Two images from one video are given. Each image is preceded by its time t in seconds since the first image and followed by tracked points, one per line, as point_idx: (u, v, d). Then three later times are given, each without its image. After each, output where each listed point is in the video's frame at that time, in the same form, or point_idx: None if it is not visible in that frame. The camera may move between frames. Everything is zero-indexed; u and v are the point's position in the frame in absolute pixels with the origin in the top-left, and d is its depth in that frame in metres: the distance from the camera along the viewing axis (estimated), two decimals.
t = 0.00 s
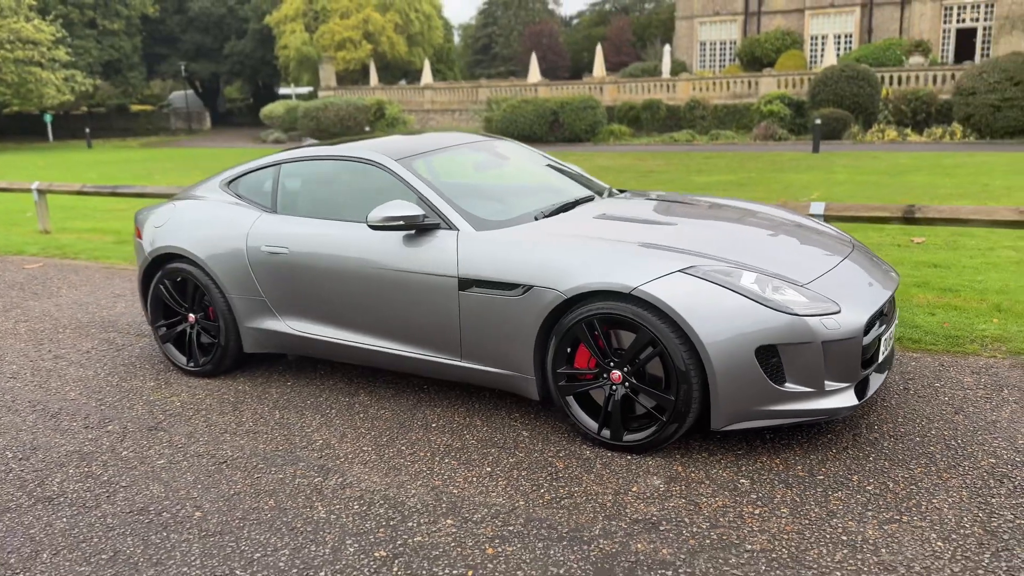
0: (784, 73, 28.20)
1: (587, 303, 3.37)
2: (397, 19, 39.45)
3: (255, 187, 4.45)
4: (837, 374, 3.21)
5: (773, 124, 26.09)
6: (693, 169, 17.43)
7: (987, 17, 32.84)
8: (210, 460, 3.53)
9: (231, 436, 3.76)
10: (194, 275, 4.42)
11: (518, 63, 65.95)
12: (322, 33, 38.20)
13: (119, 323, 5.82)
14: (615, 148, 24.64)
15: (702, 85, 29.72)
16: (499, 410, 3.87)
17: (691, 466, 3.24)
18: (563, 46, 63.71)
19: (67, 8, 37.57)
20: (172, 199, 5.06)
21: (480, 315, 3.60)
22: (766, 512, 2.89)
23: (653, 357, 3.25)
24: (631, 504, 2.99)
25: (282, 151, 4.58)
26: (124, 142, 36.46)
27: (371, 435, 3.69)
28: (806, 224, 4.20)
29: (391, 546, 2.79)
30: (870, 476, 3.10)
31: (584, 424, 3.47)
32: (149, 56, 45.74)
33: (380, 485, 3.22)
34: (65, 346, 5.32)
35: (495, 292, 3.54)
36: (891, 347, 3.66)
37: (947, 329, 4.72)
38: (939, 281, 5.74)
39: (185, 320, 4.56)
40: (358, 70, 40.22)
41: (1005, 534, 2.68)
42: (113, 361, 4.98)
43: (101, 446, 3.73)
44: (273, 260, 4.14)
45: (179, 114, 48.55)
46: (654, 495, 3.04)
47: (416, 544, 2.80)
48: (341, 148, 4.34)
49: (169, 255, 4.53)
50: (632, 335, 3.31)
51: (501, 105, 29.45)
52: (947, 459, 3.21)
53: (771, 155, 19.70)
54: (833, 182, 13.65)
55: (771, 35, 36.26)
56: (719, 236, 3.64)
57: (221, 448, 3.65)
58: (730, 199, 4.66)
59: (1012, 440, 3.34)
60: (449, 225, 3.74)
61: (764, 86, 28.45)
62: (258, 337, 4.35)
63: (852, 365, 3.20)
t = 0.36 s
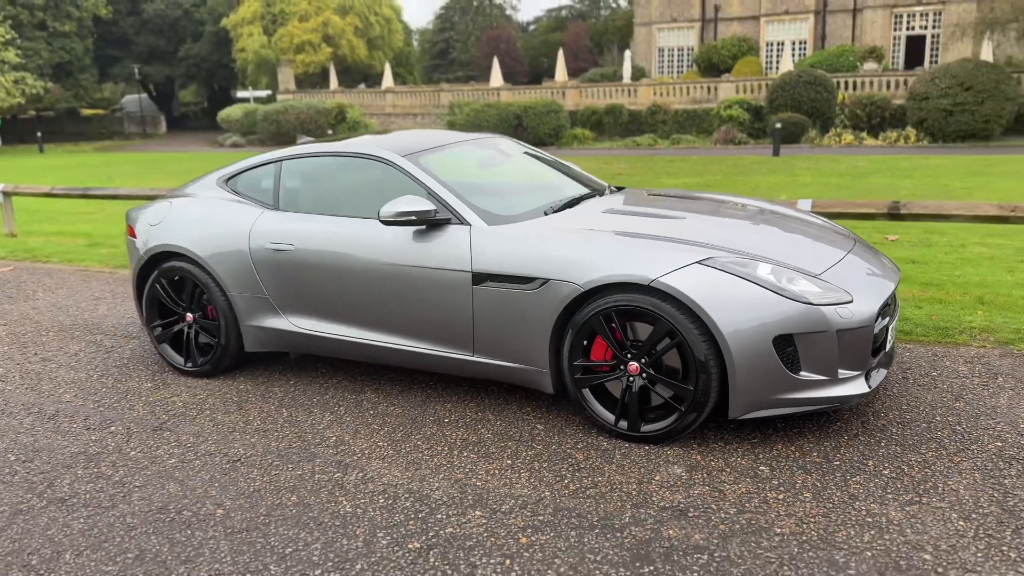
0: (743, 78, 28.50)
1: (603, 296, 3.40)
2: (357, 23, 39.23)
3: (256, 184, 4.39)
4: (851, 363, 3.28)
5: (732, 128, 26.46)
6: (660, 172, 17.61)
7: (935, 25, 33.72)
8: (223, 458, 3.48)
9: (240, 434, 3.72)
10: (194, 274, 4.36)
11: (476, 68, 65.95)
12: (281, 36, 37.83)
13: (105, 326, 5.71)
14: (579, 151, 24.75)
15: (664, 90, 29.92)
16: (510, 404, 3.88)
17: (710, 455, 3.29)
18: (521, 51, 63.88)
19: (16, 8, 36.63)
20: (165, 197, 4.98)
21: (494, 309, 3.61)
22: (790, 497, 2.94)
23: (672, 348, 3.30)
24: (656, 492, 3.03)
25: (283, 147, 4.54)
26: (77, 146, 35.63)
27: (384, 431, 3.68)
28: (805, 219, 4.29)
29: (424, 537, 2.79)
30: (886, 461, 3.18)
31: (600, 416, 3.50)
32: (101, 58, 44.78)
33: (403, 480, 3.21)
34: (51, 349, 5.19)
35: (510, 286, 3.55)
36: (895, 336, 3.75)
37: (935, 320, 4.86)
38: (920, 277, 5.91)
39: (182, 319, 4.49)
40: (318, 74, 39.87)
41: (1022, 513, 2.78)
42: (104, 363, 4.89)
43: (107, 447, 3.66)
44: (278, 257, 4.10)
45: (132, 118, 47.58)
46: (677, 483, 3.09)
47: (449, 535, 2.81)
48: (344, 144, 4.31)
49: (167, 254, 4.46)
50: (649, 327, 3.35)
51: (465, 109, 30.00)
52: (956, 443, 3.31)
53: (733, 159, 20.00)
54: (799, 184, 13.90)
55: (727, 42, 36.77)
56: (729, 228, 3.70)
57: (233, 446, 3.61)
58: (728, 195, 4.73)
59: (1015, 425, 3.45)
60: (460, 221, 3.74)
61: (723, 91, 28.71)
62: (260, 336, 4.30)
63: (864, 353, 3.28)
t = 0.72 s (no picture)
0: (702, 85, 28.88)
1: (619, 301, 3.49)
2: (317, 28, 39.03)
3: (260, 193, 4.40)
4: (857, 363, 3.41)
5: (694, 135, 26.83)
6: (627, 178, 17.82)
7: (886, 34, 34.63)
8: (243, 467, 3.49)
9: (255, 443, 3.73)
10: (198, 284, 4.35)
11: (435, 74, 65.87)
12: (240, 41, 37.48)
13: (95, 337, 5.64)
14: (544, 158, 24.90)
15: (626, 97, 30.24)
16: (522, 409, 3.94)
17: (725, 455, 3.39)
18: (479, 58, 64.03)
19: None
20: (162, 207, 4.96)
21: (509, 315, 3.67)
22: (808, 494, 3.05)
23: (686, 352, 3.39)
24: (679, 491, 3.11)
25: (286, 157, 4.56)
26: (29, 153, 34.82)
27: (400, 437, 3.72)
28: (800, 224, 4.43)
29: (458, 540, 2.85)
30: (893, 457, 3.32)
31: (615, 419, 3.58)
32: (53, 63, 43.83)
33: (427, 485, 3.27)
34: (44, 360, 5.12)
35: (525, 293, 3.62)
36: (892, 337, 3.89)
37: (919, 322, 5.06)
38: (900, 280, 6.12)
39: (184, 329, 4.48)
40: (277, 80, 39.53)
41: None
42: (101, 374, 4.84)
43: (121, 459, 3.64)
44: (287, 266, 4.11)
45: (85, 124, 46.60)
46: (698, 483, 3.18)
47: (483, 538, 2.86)
48: (349, 154, 4.35)
49: (169, 265, 4.44)
50: (663, 331, 3.44)
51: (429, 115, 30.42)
52: (957, 439, 3.46)
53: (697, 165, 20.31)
54: (766, 190, 14.18)
55: (685, 50, 37.31)
56: (733, 234, 3.81)
57: (249, 454, 3.62)
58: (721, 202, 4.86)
59: (1009, 420, 3.62)
60: (473, 229, 3.80)
61: (684, 98, 29.07)
62: (266, 344, 4.31)
63: (869, 353, 3.42)
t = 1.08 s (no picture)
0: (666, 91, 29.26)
1: (638, 296, 3.62)
2: (279, 33, 38.78)
3: (274, 194, 4.47)
4: (865, 353, 3.59)
5: (659, 140, 27.16)
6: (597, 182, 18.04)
7: (841, 41, 35.41)
8: (274, 462, 3.55)
9: (281, 439, 3.79)
10: (214, 285, 4.40)
11: (396, 79, 65.67)
12: (200, 45, 37.07)
13: (95, 340, 5.63)
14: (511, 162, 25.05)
15: (591, 103, 30.45)
16: (540, 403, 4.05)
17: (743, 442, 3.54)
18: (440, 64, 64.01)
19: None
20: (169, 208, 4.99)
21: (530, 311, 3.79)
22: (826, 475, 3.22)
23: (704, 343, 3.54)
24: (704, 475, 3.26)
25: (297, 159, 4.63)
26: None
27: (424, 431, 3.81)
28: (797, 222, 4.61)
29: (500, 524, 2.95)
30: (900, 440, 3.50)
31: (634, 409, 3.71)
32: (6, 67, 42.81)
33: (459, 474, 3.37)
34: (48, 364, 5.10)
35: (547, 289, 3.74)
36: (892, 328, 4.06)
37: (906, 316, 5.29)
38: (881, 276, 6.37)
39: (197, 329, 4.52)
40: (238, 85, 39.17)
41: None
42: (110, 375, 4.84)
43: (149, 456, 3.67)
44: (304, 266, 4.18)
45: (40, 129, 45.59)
46: (720, 467, 3.33)
47: (524, 521, 2.98)
48: (362, 156, 4.43)
49: (184, 266, 4.48)
50: (681, 323, 3.59)
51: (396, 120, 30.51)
52: (959, 424, 3.65)
53: (664, 169, 20.60)
54: (737, 193, 14.48)
55: (647, 57, 37.79)
56: (742, 231, 3.97)
57: (277, 450, 3.68)
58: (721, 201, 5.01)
59: (1003, 404, 3.83)
60: (492, 228, 3.92)
61: (648, 104, 29.43)
62: (282, 343, 4.36)
63: (876, 343, 3.60)
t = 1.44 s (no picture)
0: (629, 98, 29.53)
1: (648, 296, 3.70)
2: (239, 38, 38.39)
3: (275, 199, 4.47)
4: (866, 349, 3.71)
5: (623, 145, 27.37)
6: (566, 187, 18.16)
7: (797, 49, 36.04)
8: (291, 465, 3.54)
9: (294, 443, 3.79)
10: (217, 290, 4.38)
11: (355, 85, 65.29)
12: (158, 50, 36.54)
13: (84, 348, 5.55)
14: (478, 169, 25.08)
15: (556, 109, 30.63)
16: (547, 403, 4.11)
17: (752, 437, 3.63)
18: (400, 70, 63.78)
19: None
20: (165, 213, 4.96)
21: (541, 312, 3.85)
22: (836, 466, 3.32)
23: (713, 342, 3.63)
24: (719, 470, 3.34)
25: (299, 164, 4.63)
26: None
27: (436, 432, 3.84)
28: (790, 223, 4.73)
29: (527, 521, 3.00)
30: (902, 433, 3.62)
31: (645, 407, 3.78)
32: None
33: (478, 473, 3.41)
34: (40, 372, 5.02)
35: (557, 290, 3.80)
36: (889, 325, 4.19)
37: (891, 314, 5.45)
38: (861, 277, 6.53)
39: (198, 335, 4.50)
40: (198, 90, 38.67)
41: None
42: (106, 382, 4.79)
43: (161, 462, 3.65)
44: (310, 269, 4.19)
45: None
46: (734, 462, 3.41)
47: (550, 518, 3.02)
48: (365, 161, 4.45)
49: (185, 271, 4.46)
50: (691, 322, 3.67)
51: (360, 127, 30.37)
52: (956, 416, 3.79)
53: (630, 174, 20.80)
54: (706, 197, 14.69)
55: (608, 63, 38.14)
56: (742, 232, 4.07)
57: (292, 454, 3.68)
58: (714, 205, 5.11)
59: (994, 396, 3.99)
60: (500, 230, 3.97)
61: (612, 110, 29.68)
62: (286, 347, 4.37)
63: (876, 339, 3.73)
